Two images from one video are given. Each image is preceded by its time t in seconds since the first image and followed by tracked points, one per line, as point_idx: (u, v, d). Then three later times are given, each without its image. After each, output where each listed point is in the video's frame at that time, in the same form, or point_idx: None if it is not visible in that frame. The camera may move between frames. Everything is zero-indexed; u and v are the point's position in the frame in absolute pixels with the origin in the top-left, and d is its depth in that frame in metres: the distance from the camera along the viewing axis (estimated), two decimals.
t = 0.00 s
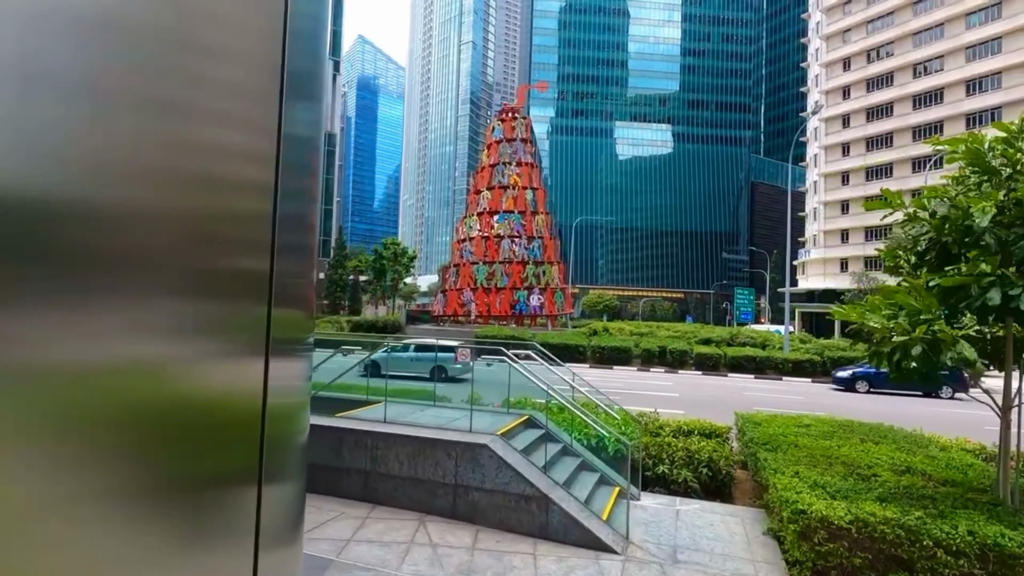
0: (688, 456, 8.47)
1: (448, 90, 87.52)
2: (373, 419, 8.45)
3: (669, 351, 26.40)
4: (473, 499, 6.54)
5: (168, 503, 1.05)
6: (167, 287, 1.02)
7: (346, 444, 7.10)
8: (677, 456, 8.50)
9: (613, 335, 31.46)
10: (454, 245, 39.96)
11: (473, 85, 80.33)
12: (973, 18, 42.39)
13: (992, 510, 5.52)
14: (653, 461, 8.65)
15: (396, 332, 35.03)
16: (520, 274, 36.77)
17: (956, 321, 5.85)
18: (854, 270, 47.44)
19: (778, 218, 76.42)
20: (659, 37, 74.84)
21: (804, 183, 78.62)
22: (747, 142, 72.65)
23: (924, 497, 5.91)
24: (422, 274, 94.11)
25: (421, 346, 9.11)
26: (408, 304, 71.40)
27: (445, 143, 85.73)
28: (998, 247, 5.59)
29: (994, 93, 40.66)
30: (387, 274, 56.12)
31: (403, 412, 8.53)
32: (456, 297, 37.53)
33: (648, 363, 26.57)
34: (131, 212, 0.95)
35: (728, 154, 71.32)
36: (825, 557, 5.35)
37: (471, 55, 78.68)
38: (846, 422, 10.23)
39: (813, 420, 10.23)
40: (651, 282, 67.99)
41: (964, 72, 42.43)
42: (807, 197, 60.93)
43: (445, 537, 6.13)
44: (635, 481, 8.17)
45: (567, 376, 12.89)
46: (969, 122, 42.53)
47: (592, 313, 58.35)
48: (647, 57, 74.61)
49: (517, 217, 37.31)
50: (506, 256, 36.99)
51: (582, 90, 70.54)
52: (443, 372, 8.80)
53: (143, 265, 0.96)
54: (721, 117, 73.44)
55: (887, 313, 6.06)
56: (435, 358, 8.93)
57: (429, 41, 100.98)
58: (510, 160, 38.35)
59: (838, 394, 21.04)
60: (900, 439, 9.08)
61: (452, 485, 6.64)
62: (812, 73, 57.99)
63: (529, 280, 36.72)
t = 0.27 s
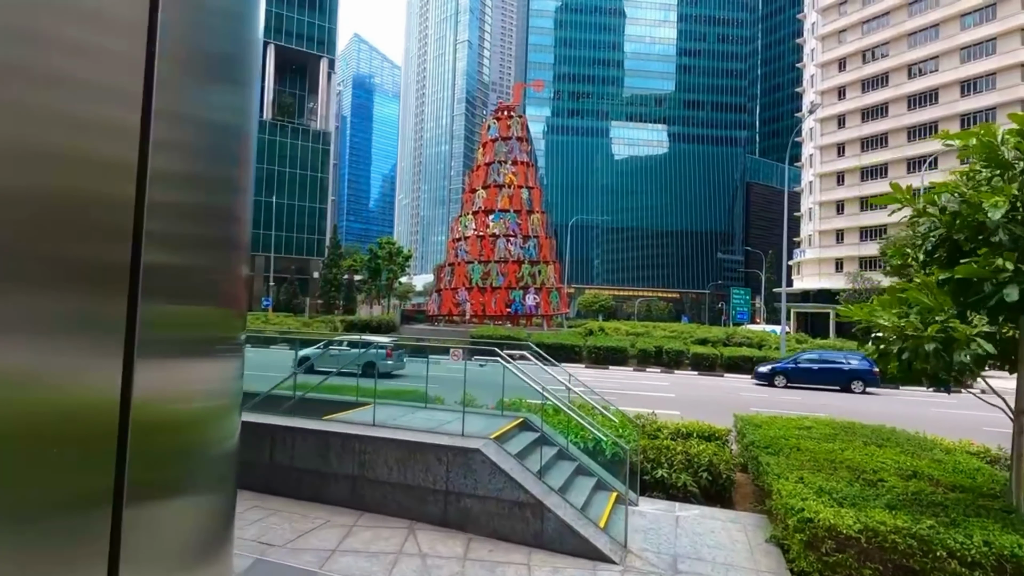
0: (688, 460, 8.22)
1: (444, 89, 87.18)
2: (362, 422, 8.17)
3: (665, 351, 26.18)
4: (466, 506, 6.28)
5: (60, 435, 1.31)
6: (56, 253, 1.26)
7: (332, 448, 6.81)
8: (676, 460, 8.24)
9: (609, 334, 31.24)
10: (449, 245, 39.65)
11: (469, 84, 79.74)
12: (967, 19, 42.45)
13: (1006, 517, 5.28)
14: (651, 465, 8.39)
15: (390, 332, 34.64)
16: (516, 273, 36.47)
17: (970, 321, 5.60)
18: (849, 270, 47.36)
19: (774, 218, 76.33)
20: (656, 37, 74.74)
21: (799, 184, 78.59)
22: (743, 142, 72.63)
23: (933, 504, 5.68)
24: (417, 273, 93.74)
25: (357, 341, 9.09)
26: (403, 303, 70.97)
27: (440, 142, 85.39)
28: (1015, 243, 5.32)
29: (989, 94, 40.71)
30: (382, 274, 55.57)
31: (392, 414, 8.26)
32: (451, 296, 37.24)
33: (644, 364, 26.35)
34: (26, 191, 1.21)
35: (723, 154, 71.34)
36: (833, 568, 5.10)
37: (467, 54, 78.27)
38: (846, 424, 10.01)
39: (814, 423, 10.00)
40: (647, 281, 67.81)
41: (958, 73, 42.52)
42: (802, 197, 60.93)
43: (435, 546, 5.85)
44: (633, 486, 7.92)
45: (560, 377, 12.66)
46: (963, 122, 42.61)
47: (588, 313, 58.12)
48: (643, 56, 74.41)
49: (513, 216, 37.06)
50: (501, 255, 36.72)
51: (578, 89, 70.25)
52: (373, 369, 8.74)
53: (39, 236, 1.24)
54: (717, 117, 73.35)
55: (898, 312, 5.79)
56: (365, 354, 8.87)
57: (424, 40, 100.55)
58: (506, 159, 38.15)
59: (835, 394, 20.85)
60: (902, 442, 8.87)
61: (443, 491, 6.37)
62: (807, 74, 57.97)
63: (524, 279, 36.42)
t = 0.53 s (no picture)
0: (691, 468, 7.89)
1: (441, 88, 86.73)
2: (349, 428, 7.85)
3: (663, 352, 25.88)
4: (457, 519, 5.94)
5: None
6: None
7: (317, 456, 6.47)
8: (678, 468, 7.92)
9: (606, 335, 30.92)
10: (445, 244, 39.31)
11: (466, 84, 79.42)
12: (965, 19, 42.19)
13: None
14: (652, 473, 8.07)
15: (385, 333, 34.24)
16: (513, 273, 36.09)
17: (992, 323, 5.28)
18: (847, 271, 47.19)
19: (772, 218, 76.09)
20: (653, 37, 74.32)
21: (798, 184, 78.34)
22: (740, 143, 72.39)
23: (949, 517, 5.37)
24: (414, 273, 93.36)
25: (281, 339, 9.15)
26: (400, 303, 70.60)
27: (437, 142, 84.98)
28: None
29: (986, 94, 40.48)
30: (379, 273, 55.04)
31: (380, 419, 7.96)
32: (447, 296, 36.97)
33: (641, 365, 26.02)
34: None
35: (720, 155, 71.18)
36: None
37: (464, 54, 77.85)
38: (852, 429, 9.69)
39: (819, 428, 9.68)
40: (644, 281, 67.56)
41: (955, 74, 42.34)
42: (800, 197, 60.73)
43: (425, 563, 5.51)
44: (634, 494, 7.59)
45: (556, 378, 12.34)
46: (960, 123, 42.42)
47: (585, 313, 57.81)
48: (641, 56, 74.04)
49: (510, 215, 36.70)
50: (498, 255, 36.34)
51: (575, 89, 69.94)
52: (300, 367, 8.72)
53: None
54: (714, 118, 73.07)
55: (915, 313, 5.47)
56: (290, 352, 8.92)
57: (421, 39, 100.02)
58: (503, 158, 37.78)
59: (835, 396, 20.53)
60: (913, 449, 8.54)
61: (434, 503, 6.04)
62: (805, 74, 57.72)
63: (521, 279, 36.05)
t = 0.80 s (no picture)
0: (696, 472, 7.60)
1: (438, 87, 86.37)
2: (341, 433, 7.58)
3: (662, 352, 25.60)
4: (452, 529, 5.62)
5: None
6: None
7: (305, 463, 6.16)
8: (684, 473, 7.63)
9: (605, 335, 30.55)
10: (443, 243, 38.98)
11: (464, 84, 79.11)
12: (965, 19, 41.93)
13: None
14: (657, 479, 7.76)
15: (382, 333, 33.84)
16: (511, 272, 35.72)
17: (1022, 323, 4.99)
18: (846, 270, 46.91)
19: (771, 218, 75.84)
20: (652, 36, 73.94)
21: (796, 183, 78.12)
22: (738, 143, 72.09)
23: (975, 528, 5.07)
24: (412, 272, 92.91)
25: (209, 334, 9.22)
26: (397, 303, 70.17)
27: (435, 141, 84.59)
28: None
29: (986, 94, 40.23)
30: (377, 273, 54.73)
31: (372, 423, 7.70)
32: (445, 295, 36.64)
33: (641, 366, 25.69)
34: None
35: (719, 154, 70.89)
36: None
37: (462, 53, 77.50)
38: (861, 432, 9.38)
39: (828, 430, 9.38)
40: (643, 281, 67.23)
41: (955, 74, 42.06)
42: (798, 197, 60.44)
43: None
44: (638, 502, 7.27)
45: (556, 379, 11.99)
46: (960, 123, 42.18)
47: (583, 313, 57.51)
48: (640, 56, 73.63)
49: (508, 214, 36.35)
50: (496, 254, 35.99)
51: (574, 89, 69.55)
52: (225, 362, 8.78)
53: None
54: (713, 117, 72.77)
55: (940, 311, 5.18)
56: (214, 346, 8.88)
57: (419, 38, 99.61)
58: (501, 156, 37.45)
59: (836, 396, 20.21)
60: (928, 453, 8.22)
61: (428, 513, 5.71)
62: (803, 74, 57.38)
63: (520, 279, 35.70)
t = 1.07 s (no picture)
0: (702, 480, 7.35)
1: (437, 87, 86.04)
2: (334, 439, 7.33)
3: (662, 352, 25.37)
4: (450, 542, 5.36)
5: None
6: None
7: (295, 470, 5.89)
8: (689, 480, 7.37)
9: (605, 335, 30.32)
10: (441, 243, 38.72)
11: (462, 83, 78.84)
12: (964, 18, 41.70)
13: None
14: (662, 486, 7.51)
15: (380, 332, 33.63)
16: (509, 272, 35.50)
17: None
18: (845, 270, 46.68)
19: (770, 217, 75.61)
20: (651, 36, 73.63)
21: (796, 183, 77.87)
22: (737, 143, 71.86)
23: (999, 541, 4.82)
24: (410, 272, 92.59)
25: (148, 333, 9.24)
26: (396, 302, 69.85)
27: (434, 141, 84.27)
28: None
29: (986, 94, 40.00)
30: (375, 272, 54.35)
31: (367, 428, 7.45)
32: (443, 295, 36.40)
33: (641, 366, 25.45)
34: None
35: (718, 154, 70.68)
36: None
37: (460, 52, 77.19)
38: (870, 437, 9.13)
39: (836, 434, 9.12)
40: (642, 281, 67.05)
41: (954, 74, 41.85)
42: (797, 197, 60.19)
43: None
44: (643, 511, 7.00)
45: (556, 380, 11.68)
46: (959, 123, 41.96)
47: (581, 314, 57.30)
48: (638, 56, 73.33)
49: (506, 214, 36.07)
50: (495, 254, 35.74)
51: (572, 88, 69.27)
52: (162, 359, 8.69)
53: None
54: (712, 117, 72.53)
55: (960, 313, 4.94)
56: (151, 344, 8.87)
57: (417, 37, 99.25)
58: (500, 156, 37.16)
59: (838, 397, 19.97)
60: (940, 459, 7.96)
61: (424, 525, 5.44)
62: (803, 73, 57.12)
63: (518, 279, 35.42)
